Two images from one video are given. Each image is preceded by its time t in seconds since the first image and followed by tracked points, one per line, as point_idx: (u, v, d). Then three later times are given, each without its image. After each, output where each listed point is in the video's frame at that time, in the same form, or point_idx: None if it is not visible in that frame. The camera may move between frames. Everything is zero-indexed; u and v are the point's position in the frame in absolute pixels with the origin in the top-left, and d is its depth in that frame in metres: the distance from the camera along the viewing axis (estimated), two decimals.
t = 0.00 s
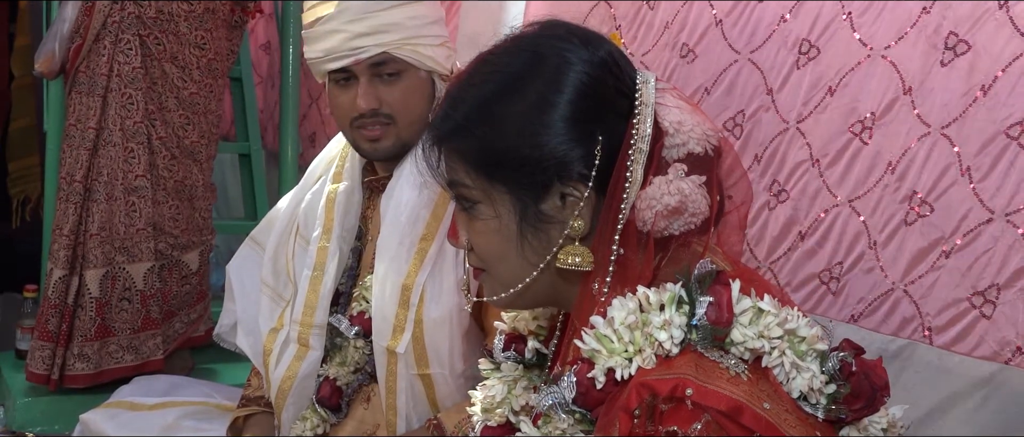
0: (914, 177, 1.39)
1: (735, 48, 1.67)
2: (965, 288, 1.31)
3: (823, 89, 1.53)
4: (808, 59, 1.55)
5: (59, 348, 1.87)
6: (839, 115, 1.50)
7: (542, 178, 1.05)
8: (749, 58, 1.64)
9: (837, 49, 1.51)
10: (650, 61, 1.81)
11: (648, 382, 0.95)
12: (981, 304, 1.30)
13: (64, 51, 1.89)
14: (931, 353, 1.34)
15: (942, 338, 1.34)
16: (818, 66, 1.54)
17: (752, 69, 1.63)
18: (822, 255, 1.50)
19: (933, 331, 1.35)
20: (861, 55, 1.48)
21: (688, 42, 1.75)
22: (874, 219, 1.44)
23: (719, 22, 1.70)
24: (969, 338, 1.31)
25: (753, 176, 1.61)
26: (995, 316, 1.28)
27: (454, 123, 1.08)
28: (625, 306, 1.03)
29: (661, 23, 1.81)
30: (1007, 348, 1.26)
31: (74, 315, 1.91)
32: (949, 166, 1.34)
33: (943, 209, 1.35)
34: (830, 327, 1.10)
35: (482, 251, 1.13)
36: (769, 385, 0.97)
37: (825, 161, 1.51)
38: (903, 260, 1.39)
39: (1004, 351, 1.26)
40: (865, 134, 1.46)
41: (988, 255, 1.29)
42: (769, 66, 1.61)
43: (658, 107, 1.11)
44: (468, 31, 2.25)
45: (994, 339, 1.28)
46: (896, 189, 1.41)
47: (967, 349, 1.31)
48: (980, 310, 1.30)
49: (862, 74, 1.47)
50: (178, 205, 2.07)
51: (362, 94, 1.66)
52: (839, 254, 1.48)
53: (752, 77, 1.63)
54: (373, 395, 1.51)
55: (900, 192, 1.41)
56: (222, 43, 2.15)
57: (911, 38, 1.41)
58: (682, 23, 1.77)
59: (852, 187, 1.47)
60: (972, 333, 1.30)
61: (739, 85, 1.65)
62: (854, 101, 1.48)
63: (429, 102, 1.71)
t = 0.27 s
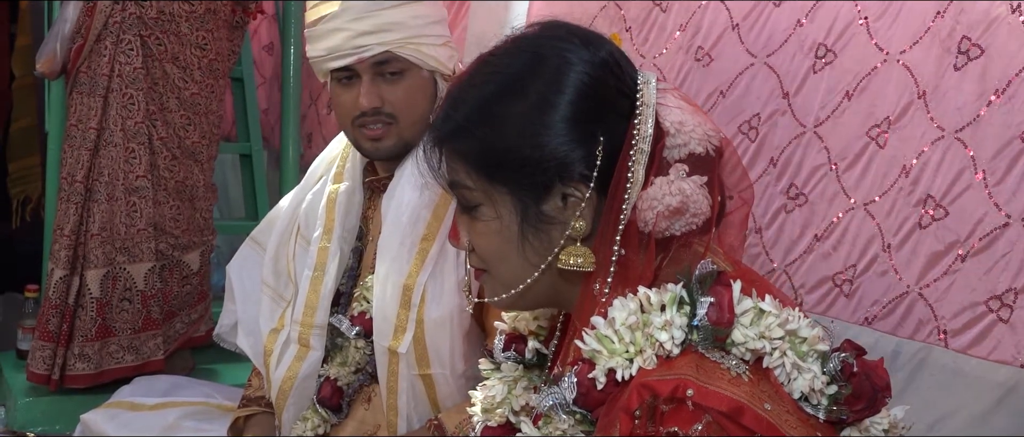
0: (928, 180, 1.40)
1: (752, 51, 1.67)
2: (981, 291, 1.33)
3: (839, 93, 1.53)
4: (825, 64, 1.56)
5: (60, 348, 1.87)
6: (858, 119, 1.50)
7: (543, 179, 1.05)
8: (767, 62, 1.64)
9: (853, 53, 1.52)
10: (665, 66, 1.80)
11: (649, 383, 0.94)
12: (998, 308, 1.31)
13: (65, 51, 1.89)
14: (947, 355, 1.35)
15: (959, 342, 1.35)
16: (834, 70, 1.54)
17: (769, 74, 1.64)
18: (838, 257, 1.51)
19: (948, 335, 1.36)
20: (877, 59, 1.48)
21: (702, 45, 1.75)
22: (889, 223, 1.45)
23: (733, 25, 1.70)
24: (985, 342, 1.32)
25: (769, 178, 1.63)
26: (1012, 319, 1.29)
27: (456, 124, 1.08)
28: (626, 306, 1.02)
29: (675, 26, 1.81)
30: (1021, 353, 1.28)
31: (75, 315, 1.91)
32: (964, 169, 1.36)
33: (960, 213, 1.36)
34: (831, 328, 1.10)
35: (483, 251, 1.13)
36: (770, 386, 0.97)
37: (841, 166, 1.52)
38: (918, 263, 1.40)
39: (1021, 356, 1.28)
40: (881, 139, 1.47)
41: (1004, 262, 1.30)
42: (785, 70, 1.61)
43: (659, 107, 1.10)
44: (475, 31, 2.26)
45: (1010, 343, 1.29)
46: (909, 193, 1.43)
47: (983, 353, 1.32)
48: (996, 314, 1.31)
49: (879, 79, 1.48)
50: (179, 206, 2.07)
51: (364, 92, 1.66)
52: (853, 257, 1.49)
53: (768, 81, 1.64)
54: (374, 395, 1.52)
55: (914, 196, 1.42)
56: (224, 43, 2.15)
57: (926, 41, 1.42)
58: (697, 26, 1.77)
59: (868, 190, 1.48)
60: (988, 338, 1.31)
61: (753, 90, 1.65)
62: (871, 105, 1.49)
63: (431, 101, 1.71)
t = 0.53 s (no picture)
0: (933, 181, 1.40)
1: (764, 55, 1.66)
2: (983, 292, 1.33)
3: (847, 96, 1.53)
4: (834, 67, 1.56)
5: (61, 349, 1.88)
6: (866, 121, 1.50)
7: (543, 179, 1.04)
8: (779, 66, 1.63)
9: (862, 55, 1.52)
10: (677, 69, 1.80)
11: (649, 383, 0.94)
12: (999, 309, 1.31)
13: (65, 53, 1.89)
14: (950, 357, 1.35)
15: (961, 343, 1.34)
16: (842, 74, 1.54)
17: (780, 78, 1.63)
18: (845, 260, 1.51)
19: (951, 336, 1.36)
20: (884, 62, 1.49)
21: (714, 49, 1.74)
22: (894, 224, 1.45)
23: (745, 27, 1.70)
24: (986, 343, 1.32)
25: (779, 181, 1.62)
26: (1013, 320, 1.29)
27: (455, 125, 1.08)
28: (625, 307, 1.02)
29: (687, 29, 1.80)
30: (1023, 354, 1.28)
31: (75, 316, 1.91)
32: (967, 170, 1.36)
33: (962, 216, 1.36)
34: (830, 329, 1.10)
35: (483, 252, 1.13)
36: (770, 386, 0.97)
37: (848, 169, 1.52)
38: (922, 265, 1.40)
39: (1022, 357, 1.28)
40: (887, 141, 1.47)
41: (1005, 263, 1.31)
42: (795, 73, 1.61)
43: (658, 107, 1.10)
44: (477, 31, 2.26)
45: (1012, 344, 1.29)
46: (914, 195, 1.43)
47: (985, 354, 1.32)
48: (997, 314, 1.31)
49: (887, 81, 1.48)
50: (179, 207, 2.07)
51: (364, 92, 1.66)
52: (859, 259, 1.49)
53: (779, 84, 1.63)
54: (374, 396, 1.52)
55: (918, 198, 1.42)
56: (224, 44, 2.15)
57: (932, 43, 1.42)
58: (708, 29, 1.76)
59: (874, 192, 1.48)
60: (989, 339, 1.31)
61: (763, 97, 1.65)
62: (879, 108, 1.49)
63: (430, 101, 1.71)
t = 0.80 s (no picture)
0: (931, 181, 1.40)
1: (765, 55, 1.66)
2: (982, 292, 1.32)
3: (846, 96, 1.53)
4: (833, 67, 1.55)
5: (61, 350, 1.87)
6: (865, 121, 1.50)
7: (542, 180, 1.04)
8: (780, 66, 1.63)
9: (861, 55, 1.52)
10: (680, 70, 1.80)
11: (649, 384, 0.94)
12: (997, 309, 1.31)
13: (65, 53, 1.89)
14: (948, 357, 1.35)
15: (959, 343, 1.34)
16: (841, 74, 1.54)
17: (782, 78, 1.63)
18: (844, 261, 1.51)
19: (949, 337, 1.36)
20: (882, 61, 1.48)
21: (716, 50, 1.74)
22: (893, 225, 1.45)
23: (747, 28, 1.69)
24: (985, 343, 1.31)
25: (780, 181, 1.62)
26: (1011, 321, 1.29)
27: (454, 126, 1.07)
28: (625, 307, 1.02)
29: (688, 31, 1.80)
30: (1021, 354, 1.27)
31: (76, 316, 1.91)
32: (964, 170, 1.36)
33: (959, 215, 1.36)
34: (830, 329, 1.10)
35: (482, 253, 1.13)
36: (770, 387, 0.97)
37: (848, 169, 1.52)
38: (921, 266, 1.40)
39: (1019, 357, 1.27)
40: (887, 141, 1.47)
41: (1002, 263, 1.30)
42: (796, 72, 1.61)
43: (658, 108, 1.10)
44: (478, 32, 2.26)
45: (1010, 345, 1.29)
46: (913, 195, 1.42)
47: (983, 354, 1.31)
48: (995, 315, 1.31)
49: (885, 81, 1.47)
50: (179, 207, 2.07)
51: (363, 95, 1.65)
52: (859, 259, 1.49)
53: (781, 85, 1.63)
54: (374, 396, 1.51)
55: (917, 198, 1.42)
56: (224, 45, 2.15)
57: (929, 42, 1.42)
58: (712, 31, 1.75)
59: (874, 192, 1.48)
60: (987, 339, 1.31)
61: (764, 98, 1.66)
62: (878, 107, 1.48)
63: (429, 101, 1.71)
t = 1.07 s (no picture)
0: (928, 182, 1.40)
1: (757, 55, 1.67)
2: (982, 294, 1.32)
3: (840, 95, 1.53)
4: (825, 66, 1.56)
5: (63, 350, 1.87)
6: (858, 121, 1.50)
7: (544, 181, 1.04)
8: (772, 65, 1.64)
9: (853, 53, 1.52)
10: (674, 69, 1.81)
11: (651, 386, 0.94)
12: (997, 311, 1.30)
13: (67, 54, 1.89)
14: (948, 359, 1.35)
15: (959, 345, 1.34)
16: (833, 73, 1.55)
17: (773, 77, 1.64)
18: (841, 261, 1.51)
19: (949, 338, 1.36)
20: (876, 61, 1.49)
21: (710, 50, 1.76)
22: (889, 225, 1.45)
23: (740, 28, 1.70)
24: (985, 344, 1.31)
25: (775, 181, 1.63)
26: (1011, 322, 1.28)
27: (456, 127, 1.07)
28: (627, 309, 1.02)
29: (683, 30, 1.81)
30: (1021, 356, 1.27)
31: (78, 317, 1.91)
32: (962, 171, 1.35)
33: (956, 216, 1.36)
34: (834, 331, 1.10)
35: (484, 254, 1.13)
36: (772, 388, 0.97)
37: (842, 169, 1.52)
38: (919, 267, 1.40)
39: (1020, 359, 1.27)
40: (882, 141, 1.47)
41: (1001, 264, 1.30)
42: (788, 71, 1.62)
43: (660, 109, 1.10)
44: (479, 33, 2.26)
45: (1010, 347, 1.28)
46: (909, 196, 1.42)
47: (983, 355, 1.31)
48: (995, 317, 1.30)
49: (878, 80, 1.48)
50: (182, 208, 2.08)
51: (363, 96, 1.66)
52: (856, 261, 1.49)
53: (773, 84, 1.64)
54: (375, 397, 1.51)
55: (914, 198, 1.42)
56: (226, 45, 2.16)
57: (924, 41, 1.42)
58: (704, 29, 1.77)
59: (870, 193, 1.48)
60: (987, 341, 1.31)
61: (756, 95, 1.66)
62: (871, 107, 1.49)
63: (429, 103, 1.71)
